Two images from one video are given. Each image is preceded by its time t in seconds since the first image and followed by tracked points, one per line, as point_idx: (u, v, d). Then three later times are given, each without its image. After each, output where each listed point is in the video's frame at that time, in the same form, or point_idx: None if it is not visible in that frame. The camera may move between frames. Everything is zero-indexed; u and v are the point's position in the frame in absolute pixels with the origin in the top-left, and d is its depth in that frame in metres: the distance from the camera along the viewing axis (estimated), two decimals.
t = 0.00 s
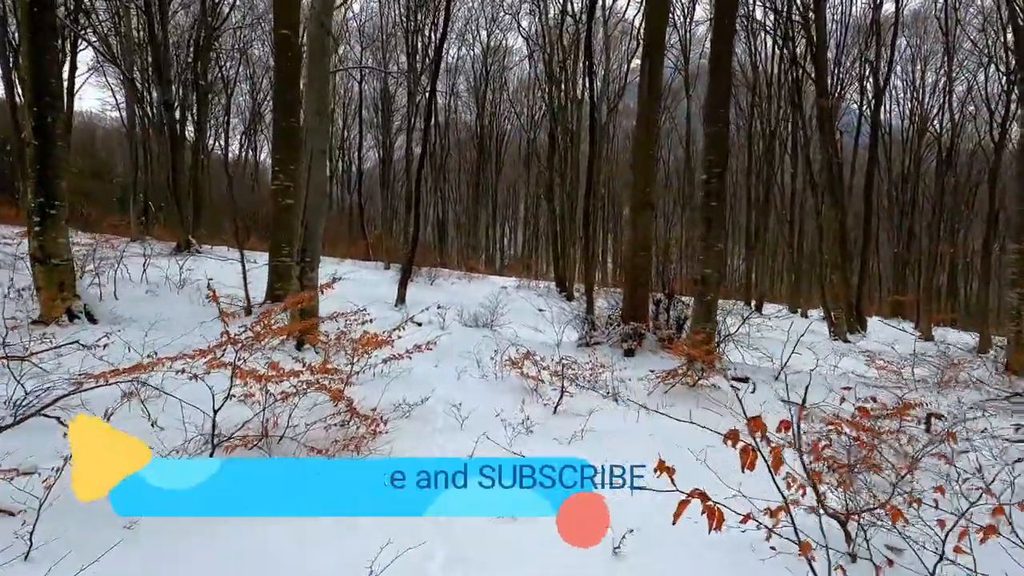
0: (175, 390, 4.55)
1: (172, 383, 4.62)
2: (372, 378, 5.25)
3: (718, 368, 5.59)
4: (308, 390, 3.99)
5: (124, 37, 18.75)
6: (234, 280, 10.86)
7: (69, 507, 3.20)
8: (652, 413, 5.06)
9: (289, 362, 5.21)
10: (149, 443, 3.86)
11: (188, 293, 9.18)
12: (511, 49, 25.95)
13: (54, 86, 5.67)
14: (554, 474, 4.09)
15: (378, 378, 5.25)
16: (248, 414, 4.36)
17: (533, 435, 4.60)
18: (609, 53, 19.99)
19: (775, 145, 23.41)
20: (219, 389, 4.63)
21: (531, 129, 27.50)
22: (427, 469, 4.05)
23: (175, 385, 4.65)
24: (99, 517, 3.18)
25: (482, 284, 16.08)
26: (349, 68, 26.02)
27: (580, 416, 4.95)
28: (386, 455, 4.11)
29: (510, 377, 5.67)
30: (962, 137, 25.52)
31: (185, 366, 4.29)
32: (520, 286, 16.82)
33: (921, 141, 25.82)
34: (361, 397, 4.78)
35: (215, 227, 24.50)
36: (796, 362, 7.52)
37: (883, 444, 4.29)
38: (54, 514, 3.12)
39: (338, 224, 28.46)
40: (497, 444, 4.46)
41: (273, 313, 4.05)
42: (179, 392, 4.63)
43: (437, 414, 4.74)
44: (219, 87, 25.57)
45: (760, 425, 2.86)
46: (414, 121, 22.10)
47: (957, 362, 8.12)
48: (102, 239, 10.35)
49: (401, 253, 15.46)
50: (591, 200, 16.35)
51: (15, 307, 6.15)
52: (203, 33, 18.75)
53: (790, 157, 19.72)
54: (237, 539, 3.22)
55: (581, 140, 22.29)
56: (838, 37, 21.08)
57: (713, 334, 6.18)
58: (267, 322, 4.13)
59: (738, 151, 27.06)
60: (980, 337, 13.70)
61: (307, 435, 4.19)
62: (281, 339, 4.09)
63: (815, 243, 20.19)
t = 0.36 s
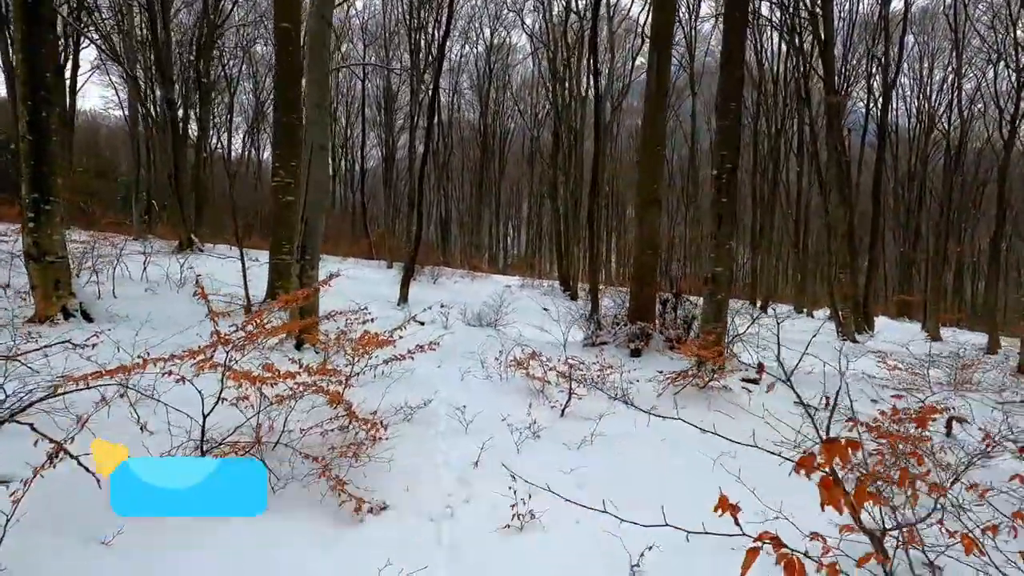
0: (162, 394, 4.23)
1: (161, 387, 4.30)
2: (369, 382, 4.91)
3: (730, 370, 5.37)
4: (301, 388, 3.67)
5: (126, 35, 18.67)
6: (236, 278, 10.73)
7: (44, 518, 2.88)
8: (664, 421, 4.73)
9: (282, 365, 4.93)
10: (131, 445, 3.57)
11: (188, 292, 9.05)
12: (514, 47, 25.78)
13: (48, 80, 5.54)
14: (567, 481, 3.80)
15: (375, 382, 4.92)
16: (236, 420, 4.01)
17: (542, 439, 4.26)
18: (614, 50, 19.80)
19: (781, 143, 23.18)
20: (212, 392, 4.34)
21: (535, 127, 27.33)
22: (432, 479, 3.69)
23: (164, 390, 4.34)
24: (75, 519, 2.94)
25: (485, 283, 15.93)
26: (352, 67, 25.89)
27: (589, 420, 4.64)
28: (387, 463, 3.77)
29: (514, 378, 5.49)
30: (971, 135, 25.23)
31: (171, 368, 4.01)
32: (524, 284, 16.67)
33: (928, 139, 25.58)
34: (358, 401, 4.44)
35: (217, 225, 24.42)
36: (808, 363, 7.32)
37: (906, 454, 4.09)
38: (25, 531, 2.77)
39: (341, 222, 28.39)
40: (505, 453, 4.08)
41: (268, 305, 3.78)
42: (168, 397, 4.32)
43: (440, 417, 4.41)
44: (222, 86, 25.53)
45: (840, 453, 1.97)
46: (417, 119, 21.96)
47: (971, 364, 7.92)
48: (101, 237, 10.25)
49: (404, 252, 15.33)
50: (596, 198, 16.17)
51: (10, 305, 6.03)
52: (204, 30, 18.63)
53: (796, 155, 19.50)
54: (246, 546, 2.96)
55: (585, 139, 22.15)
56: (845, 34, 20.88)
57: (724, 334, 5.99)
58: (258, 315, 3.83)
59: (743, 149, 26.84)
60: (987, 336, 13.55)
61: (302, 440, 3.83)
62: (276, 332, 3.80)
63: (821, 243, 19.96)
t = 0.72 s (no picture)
0: (149, 407, 3.96)
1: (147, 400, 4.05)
2: (364, 395, 4.60)
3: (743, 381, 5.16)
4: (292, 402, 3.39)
5: (128, 40, 18.66)
6: (235, 284, 10.59)
7: (14, 534, 2.64)
8: (680, 428, 4.36)
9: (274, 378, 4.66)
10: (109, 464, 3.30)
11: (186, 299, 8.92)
12: (516, 53, 25.75)
13: (43, 83, 5.44)
14: (577, 502, 3.48)
15: (371, 396, 4.60)
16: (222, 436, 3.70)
17: (550, 455, 3.93)
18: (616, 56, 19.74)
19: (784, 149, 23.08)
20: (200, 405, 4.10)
21: (537, 133, 27.25)
22: (434, 499, 3.36)
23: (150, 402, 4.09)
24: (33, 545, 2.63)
25: (487, 289, 15.80)
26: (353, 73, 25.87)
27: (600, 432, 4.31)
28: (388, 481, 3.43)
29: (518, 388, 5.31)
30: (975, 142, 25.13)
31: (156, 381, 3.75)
32: (526, 291, 16.52)
33: (932, 146, 25.48)
34: (355, 415, 4.13)
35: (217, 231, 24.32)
36: (817, 373, 7.14)
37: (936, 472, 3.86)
38: None
39: (342, 228, 28.32)
40: (511, 471, 3.74)
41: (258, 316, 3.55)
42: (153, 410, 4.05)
43: (442, 432, 4.09)
44: (225, 92, 25.55)
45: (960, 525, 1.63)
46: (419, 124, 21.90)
47: (986, 375, 7.72)
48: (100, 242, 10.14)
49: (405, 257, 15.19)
50: (598, 203, 16.05)
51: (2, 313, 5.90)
52: (206, 36, 18.61)
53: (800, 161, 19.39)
54: None
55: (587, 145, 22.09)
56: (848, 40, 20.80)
57: (734, 343, 5.79)
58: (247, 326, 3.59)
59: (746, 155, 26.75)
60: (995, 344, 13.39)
61: (295, 460, 3.51)
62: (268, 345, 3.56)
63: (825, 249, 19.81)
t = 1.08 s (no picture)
0: (133, 420, 3.74)
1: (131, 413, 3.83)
2: (360, 406, 4.38)
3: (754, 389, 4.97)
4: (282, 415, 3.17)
5: (130, 45, 18.65)
6: (235, 289, 10.46)
7: None
8: (692, 439, 4.14)
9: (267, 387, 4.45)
10: (87, 485, 3.11)
11: (184, 304, 8.79)
12: (519, 58, 25.70)
13: (36, 83, 5.32)
14: (588, 522, 3.23)
15: (368, 407, 4.38)
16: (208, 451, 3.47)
17: (557, 471, 3.69)
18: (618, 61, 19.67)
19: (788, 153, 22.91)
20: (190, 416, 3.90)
21: (540, 138, 27.16)
22: (435, 520, 3.11)
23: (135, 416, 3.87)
24: None
25: (489, 294, 15.66)
26: (356, 78, 25.84)
27: (609, 444, 4.08)
28: (387, 501, 3.20)
29: (522, 396, 5.13)
30: (980, 146, 24.96)
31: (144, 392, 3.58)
32: (528, 296, 16.38)
33: (937, 150, 25.33)
34: (350, 427, 3.90)
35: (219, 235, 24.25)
36: (829, 380, 6.96)
37: (966, 484, 3.65)
38: None
39: (344, 232, 28.23)
40: (516, 489, 3.49)
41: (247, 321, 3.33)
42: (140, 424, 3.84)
43: (443, 444, 3.87)
44: (227, 97, 25.55)
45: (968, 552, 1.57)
46: (421, 129, 21.80)
47: (1000, 383, 7.54)
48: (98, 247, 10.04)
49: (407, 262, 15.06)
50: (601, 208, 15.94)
51: None
52: (208, 40, 18.59)
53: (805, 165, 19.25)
54: None
55: (590, 149, 22.01)
56: (853, 44, 20.69)
57: (744, 350, 5.62)
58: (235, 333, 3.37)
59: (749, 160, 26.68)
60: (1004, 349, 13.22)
61: (284, 479, 3.28)
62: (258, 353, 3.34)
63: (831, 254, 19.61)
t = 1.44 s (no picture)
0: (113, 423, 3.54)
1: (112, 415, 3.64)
2: (351, 411, 4.16)
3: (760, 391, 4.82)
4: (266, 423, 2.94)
5: (122, 42, 18.42)
6: (227, 289, 10.28)
7: None
8: (697, 444, 3.99)
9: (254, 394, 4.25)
10: (50, 499, 2.87)
11: (175, 304, 8.63)
12: (516, 56, 25.51)
13: (17, 76, 5.14)
14: (592, 537, 2.91)
15: (359, 412, 4.18)
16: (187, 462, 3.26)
17: (560, 478, 3.45)
18: (616, 59, 19.51)
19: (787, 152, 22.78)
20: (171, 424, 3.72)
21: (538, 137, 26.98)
22: (429, 539, 2.83)
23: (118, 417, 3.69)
24: None
25: (486, 294, 15.50)
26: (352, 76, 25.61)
27: (613, 449, 3.90)
28: (379, 517, 2.95)
29: (520, 399, 4.97)
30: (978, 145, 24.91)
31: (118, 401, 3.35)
32: (526, 295, 16.23)
33: (935, 149, 25.26)
34: (339, 434, 3.69)
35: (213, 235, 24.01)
36: (833, 381, 6.82)
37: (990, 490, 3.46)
38: None
39: (340, 232, 28.02)
40: (516, 501, 3.22)
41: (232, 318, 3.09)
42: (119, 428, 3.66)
43: (438, 453, 3.66)
44: (222, 95, 25.32)
45: None
46: (418, 127, 21.61)
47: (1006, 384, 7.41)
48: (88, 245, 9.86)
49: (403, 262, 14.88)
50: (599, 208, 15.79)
51: None
52: (201, 38, 18.37)
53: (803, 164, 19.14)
54: None
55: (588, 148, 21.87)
56: (853, 43, 20.57)
57: (748, 351, 5.47)
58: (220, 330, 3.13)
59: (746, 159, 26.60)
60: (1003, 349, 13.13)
61: (267, 494, 3.04)
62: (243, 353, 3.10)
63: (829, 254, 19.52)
